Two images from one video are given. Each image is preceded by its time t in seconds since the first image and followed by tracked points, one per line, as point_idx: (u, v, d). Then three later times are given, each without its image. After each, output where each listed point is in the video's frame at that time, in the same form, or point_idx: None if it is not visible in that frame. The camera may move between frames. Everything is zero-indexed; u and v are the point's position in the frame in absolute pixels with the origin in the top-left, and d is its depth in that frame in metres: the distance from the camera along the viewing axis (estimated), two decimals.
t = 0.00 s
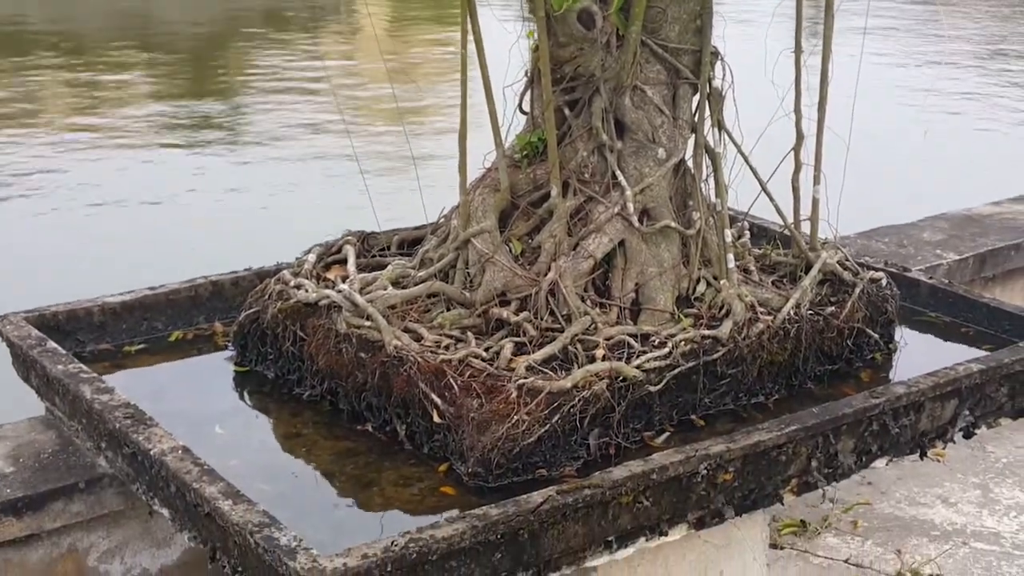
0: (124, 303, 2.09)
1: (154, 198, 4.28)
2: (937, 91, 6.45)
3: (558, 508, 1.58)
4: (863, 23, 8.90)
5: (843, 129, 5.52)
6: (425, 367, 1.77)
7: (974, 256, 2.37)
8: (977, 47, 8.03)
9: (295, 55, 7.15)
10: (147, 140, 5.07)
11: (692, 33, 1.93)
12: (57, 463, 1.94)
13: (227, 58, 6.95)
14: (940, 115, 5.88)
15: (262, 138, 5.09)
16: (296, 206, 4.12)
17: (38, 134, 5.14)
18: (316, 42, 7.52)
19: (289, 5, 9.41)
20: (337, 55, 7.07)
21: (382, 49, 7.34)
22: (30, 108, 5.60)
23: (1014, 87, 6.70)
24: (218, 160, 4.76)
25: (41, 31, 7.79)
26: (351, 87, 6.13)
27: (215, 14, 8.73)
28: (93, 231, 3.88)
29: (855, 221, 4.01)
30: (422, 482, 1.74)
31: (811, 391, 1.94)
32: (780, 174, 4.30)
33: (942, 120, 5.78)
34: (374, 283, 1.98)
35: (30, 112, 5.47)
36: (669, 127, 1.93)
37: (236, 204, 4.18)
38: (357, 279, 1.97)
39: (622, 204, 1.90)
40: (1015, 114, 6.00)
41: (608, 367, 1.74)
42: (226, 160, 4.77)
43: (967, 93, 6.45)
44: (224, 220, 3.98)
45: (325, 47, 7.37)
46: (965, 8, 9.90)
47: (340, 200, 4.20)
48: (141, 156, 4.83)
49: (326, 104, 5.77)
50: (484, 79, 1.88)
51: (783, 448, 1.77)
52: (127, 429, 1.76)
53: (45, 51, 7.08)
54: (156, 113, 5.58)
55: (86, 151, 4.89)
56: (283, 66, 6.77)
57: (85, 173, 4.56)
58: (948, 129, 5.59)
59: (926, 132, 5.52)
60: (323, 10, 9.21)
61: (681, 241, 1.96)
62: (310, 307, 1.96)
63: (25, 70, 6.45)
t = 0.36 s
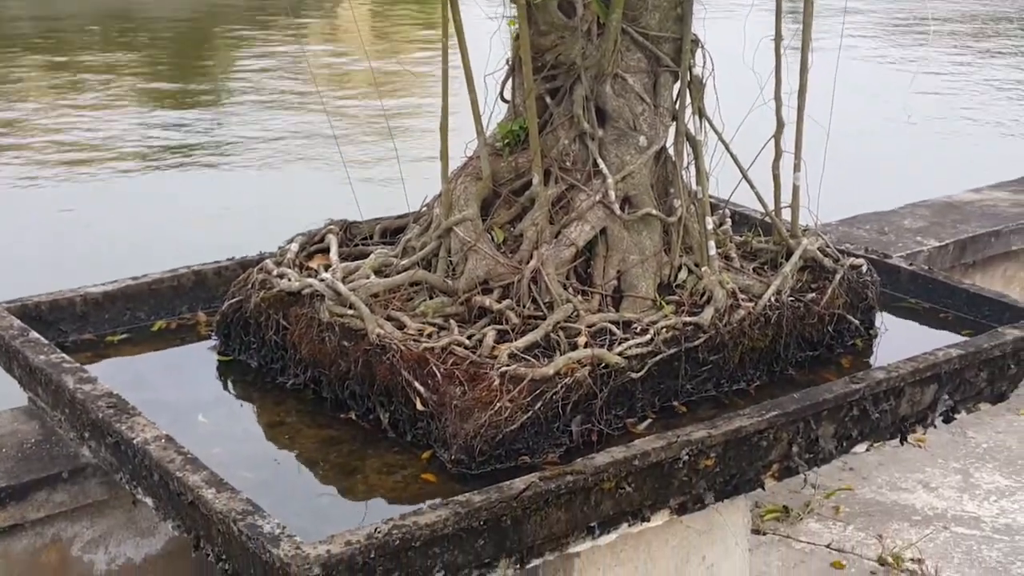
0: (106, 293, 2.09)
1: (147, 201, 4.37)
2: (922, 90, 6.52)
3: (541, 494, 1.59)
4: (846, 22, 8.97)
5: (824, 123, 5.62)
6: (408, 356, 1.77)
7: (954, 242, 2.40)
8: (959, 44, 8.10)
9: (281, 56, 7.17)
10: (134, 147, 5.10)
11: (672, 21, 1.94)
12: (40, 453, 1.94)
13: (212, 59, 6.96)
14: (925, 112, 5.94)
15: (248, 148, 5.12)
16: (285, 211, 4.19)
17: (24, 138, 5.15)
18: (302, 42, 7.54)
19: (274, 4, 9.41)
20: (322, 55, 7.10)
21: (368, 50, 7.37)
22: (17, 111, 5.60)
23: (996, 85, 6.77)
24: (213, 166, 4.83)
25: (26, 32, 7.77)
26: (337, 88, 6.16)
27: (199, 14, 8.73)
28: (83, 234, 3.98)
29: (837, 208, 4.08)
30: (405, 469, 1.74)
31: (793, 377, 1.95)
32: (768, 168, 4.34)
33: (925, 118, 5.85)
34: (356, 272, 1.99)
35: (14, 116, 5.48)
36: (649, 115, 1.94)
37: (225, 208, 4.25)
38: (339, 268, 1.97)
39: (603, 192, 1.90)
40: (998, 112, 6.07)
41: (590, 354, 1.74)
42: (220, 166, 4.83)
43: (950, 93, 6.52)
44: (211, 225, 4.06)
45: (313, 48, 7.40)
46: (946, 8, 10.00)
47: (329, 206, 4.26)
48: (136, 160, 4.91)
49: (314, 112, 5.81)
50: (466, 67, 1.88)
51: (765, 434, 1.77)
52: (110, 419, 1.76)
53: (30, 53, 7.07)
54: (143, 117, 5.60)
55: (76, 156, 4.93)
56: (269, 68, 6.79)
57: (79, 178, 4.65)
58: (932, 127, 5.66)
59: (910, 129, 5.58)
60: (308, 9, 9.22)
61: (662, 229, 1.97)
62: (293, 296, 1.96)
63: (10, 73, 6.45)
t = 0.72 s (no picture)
0: (98, 286, 2.10)
1: (147, 194, 4.38)
2: (912, 83, 6.54)
3: (531, 484, 1.58)
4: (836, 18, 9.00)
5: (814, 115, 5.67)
6: (398, 347, 1.77)
7: (941, 233, 2.42)
8: (948, 41, 8.15)
9: (272, 54, 7.19)
10: (127, 143, 5.11)
11: (659, 13, 1.95)
12: (32, 444, 1.94)
13: (203, 58, 6.97)
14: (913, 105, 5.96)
15: (242, 141, 5.13)
16: (282, 204, 4.19)
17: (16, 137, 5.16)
18: (292, 40, 7.56)
19: (263, 2, 9.43)
20: (312, 53, 7.11)
21: (359, 47, 7.39)
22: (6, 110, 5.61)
23: (985, 79, 6.81)
24: (213, 160, 4.84)
25: (15, 32, 7.77)
26: (328, 86, 6.18)
27: (189, 12, 8.73)
28: (82, 227, 3.99)
29: (828, 198, 4.13)
30: (396, 460, 1.74)
31: (781, 367, 1.96)
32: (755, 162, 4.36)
33: (914, 110, 5.87)
34: (347, 263, 1.99)
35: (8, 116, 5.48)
36: (637, 107, 1.95)
37: (223, 202, 4.26)
38: (329, 260, 1.98)
39: (592, 183, 1.91)
40: (985, 105, 6.10)
41: (580, 345, 1.74)
42: (219, 160, 4.84)
43: (939, 86, 6.54)
44: (209, 218, 4.06)
45: (303, 45, 7.42)
46: (934, 6, 10.06)
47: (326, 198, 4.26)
48: (137, 155, 4.93)
49: (306, 106, 5.84)
50: (455, 59, 1.89)
51: (754, 423, 1.77)
52: (102, 410, 1.76)
53: (20, 51, 7.07)
54: (134, 115, 5.61)
55: (73, 151, 4.95)
56: (260, 65, 6.80)
57: (81, 172, 4.66)
58: (920, 119, 5.68)
59: (898, 121, 5.61)
60: (298, 8, 9.24)
61: (651, 220, 1.97)
62: (283, 288, 1.97)
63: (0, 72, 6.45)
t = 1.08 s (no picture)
0: (92, 282, 2.10)
1: (144, 191, 4.37)
2: (903, 79, 6.55)
3: (525, 479, 1.58)
4: (832, 15, 8.99)
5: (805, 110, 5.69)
6: (392, 343, 1.77)
7: (934, 229, 2.42)
8: (942, 38, 8.15)
9: (264, 51, 7.18)
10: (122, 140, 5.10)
11: (654, 10, 1.95)
12: (27, 440, 1.94)
13: (195, 54, 6.96)
14: (905, 101, 5.97)
15: (237, 137, 5.13)
16: (279, 201, 4.18)
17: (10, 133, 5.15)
18: (286, 37, 7.54)
19: None
20: (305, 48, 7.11)
21: (353, 44, 7.38)
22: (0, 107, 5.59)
23: (979, 76, 6.80)
24: (212, 157, 4.83)
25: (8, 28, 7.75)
26: (321, 82, 6.18)
27: (180, 9, 8.72)
28: (78, 224, 3.99)
29: (821, 194, 4.14)
30: (390, 455, 1.74)
31: (775, 363, 1.96)
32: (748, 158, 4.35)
33: (908, 107, 5.87)
34: (341, 259, 1.99)
35: None
36: (631, 103, 1.95)
37: (221, 198, 4.25)
38: (324, 256, 1.98)
39: (586, 179, 1.91)
40: (979, 101, 6.10)
41: (574, 340, 1.74)
42: (218, 157, 4.83)
43: (934, 83, 6.54)
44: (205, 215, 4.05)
45: (297, 42, 7.40)
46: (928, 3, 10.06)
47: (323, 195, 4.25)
48: (136, 152, 4.92)
49: (300, 103, 5.82)
50: (449, 55, 1.89)
51: (747, 419, 1.78)
52: (97, 406, 1.76)
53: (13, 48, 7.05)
54: (128, 112, 5.60)
55: (69, 147, 4.94)
56: (253, 62, 6.78)
57: (79, 169, 4.65)
58: (914, 116, 5.68)
59: (892, 117, 5.60)
60: (290, 5, 9.23)
61: (645, 216, 1.98)
62: (277, 284, 1.97)
63: None
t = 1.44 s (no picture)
0: (91, 289, 2.11)
1: (143, 197, 4.42)
2: (897, 86, 6.58)
3: (521, 485, 1.59)
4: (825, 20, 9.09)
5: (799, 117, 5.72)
6: (389, 349, 1.78)
7: (928, 233, 2.43)
8: (936, 44, 8.20)
9: (262, 60, 7.21)
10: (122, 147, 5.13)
11: (648, 17, 1.97)
12: (26, 447, 1.95)
13: (193, 63, 6.99)
14: (899, 108, 6.01)
15: (235, 146, 5.15)
16: (277, 207, 4.24)
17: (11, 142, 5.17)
18: (283, 46, 7.57)
19: (255, 6, 9.44)
20: (302, 57, 7.14)
21: (350, 52, 7.41)
22: None
23: (972, 80, 6.91)
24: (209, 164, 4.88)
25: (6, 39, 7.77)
26: (318, 90, 6.22)
27: (178, 19, 8.75)
28: (79, 230, 4.03)
29: (814, 199, 4.16)
30: (387, 461, 1.75)
31: (770, 367, 1.97)
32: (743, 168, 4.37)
33: (904, 110, 5.98)
34: (337, 266, 2.00)
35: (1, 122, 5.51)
36: (626, 110, 1.97)
37: (219, 206, 4.28)
38: (320, 262, 1.99)
39: (581, 185, 1.92)
40: (973, 104, 6.22)
41: (569, 346, 1.75)
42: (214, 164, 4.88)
43: (928, 85, 6.66)
44: (204, 218, 4.11)
45: (295, 52, 7.43)
46: (923, 10, 10.13)
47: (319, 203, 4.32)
48: (135, 158, 4.96)
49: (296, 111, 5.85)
50: (445, 63, 1.90)
51: (743, 423, 1.78)
52: (95, 413, 1.77)
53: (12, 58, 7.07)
54: (128, 121, 5.62)
55: (68, 155, 4.98)
56: (251, 71, 6.82)
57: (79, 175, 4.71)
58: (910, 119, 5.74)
59: (890, 120, 5.70)
60: (287, 14, 9.27)
61: (639, 222, 1.99)
62: (275, 291, 1.98)
63: None
